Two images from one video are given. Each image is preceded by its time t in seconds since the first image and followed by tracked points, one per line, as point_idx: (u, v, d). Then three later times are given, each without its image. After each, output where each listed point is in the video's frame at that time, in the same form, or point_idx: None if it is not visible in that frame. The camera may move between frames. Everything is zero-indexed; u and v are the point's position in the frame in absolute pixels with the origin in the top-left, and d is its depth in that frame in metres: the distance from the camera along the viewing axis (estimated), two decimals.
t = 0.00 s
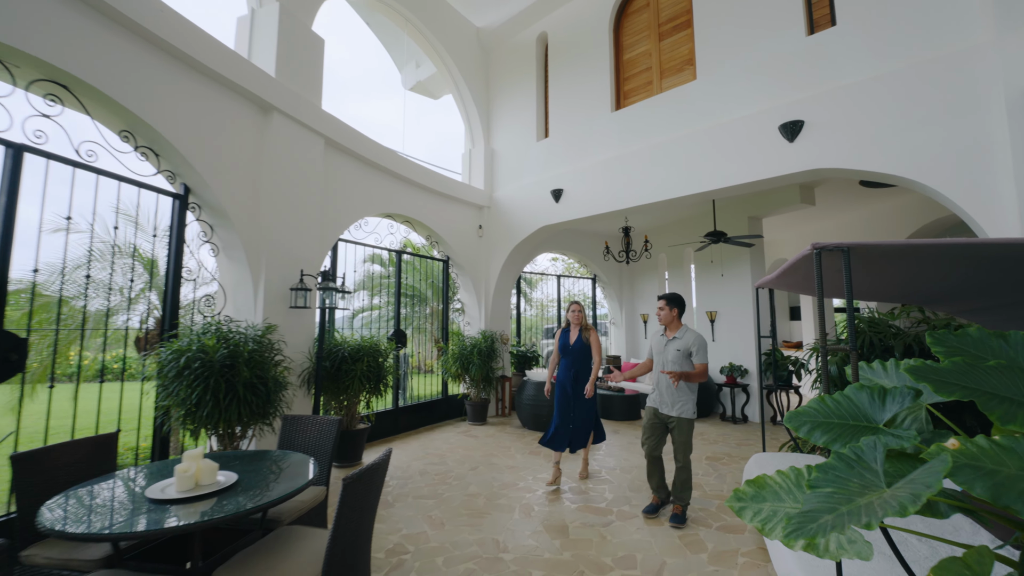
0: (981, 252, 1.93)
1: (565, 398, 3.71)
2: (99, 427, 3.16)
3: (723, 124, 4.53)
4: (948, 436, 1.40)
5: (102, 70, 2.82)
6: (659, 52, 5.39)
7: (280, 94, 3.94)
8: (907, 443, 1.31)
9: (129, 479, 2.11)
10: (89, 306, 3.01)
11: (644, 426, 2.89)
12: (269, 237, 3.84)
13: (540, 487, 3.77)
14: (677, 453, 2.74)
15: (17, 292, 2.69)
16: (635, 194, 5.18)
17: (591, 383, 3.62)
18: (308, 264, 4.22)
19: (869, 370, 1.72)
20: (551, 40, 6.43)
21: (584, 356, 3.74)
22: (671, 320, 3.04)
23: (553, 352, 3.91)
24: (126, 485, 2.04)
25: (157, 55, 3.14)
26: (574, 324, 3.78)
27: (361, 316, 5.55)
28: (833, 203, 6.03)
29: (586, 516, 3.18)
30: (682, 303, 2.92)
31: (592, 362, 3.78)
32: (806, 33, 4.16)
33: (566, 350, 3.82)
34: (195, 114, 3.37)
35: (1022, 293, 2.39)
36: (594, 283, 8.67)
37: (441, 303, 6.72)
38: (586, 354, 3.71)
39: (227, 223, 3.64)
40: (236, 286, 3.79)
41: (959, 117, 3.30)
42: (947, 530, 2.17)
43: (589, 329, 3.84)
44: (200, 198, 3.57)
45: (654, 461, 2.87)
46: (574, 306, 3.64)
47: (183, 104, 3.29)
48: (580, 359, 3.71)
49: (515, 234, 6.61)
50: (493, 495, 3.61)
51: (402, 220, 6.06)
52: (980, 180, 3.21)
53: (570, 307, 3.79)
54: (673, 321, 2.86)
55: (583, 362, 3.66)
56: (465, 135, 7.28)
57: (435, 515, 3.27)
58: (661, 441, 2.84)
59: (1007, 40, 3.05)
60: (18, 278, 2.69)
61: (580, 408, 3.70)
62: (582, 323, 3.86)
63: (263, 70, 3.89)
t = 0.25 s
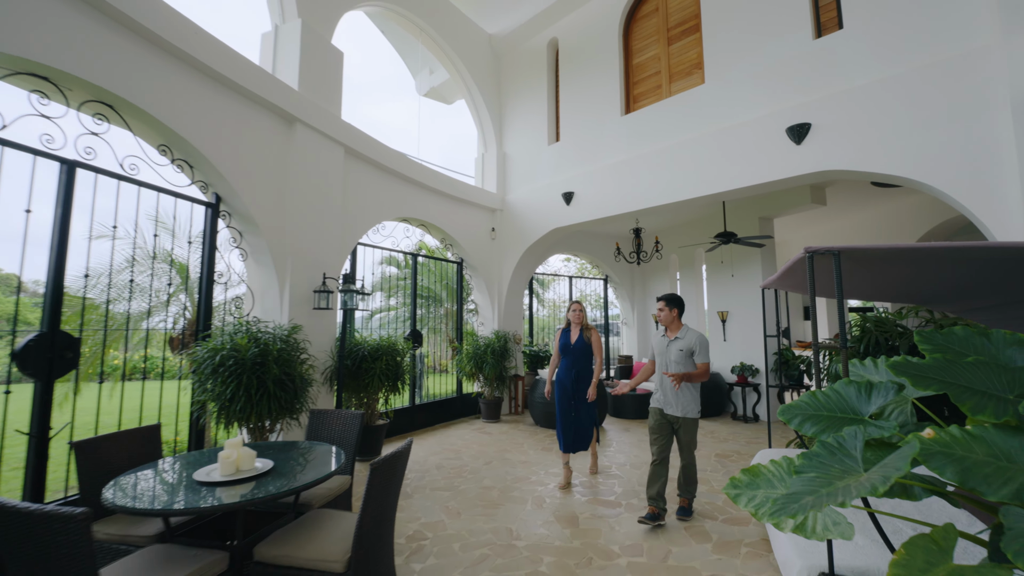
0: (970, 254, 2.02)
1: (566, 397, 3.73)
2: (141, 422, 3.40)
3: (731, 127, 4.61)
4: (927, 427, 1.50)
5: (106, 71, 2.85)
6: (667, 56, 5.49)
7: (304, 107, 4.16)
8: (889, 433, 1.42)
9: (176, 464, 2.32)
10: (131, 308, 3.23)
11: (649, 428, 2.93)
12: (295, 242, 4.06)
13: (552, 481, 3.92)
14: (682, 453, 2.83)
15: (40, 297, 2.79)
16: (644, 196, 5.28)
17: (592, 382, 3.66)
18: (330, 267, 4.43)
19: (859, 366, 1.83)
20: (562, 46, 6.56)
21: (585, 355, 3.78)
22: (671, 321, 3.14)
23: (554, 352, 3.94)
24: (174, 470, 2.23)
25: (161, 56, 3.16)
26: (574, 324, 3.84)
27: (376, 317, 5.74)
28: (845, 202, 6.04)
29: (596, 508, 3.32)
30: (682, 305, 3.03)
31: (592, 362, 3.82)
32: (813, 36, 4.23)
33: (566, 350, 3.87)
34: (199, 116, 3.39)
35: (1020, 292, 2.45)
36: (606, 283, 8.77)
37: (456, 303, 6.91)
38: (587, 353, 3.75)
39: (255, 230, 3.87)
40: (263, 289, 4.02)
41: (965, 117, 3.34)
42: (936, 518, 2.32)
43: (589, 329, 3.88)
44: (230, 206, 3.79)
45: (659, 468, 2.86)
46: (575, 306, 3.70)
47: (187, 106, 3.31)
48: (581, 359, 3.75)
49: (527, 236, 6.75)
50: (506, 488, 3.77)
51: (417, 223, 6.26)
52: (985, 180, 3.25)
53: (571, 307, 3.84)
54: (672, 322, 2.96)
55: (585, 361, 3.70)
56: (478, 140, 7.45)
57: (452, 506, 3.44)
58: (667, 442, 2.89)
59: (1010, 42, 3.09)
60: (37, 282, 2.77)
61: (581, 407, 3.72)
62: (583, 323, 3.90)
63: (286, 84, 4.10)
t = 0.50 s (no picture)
0: (965, 258, 2.09)
1: (570, 398, 3.62)
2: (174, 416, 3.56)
3: (740, 129, 4.68)
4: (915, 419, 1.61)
5: (112, 72, 2.87)
6: (677, 59, 5.56)
7: (326, 118, 4.36)
8: (879, 425, 1.53)
9: (210, 455, 2.48)
10: (168, 308, 3.42)
11: (653, 428, 2.99)
12: (318, 246, 4.26)
13: (564, 475, 4.05)
14: (684, 452, 2.90)
15: (68, 297, 2.86)
16: (655, 198, 5.37)
17: (597, 383, 3.56)
18: (351, 270, 4.63)
19: (853, 364, 1.93)
20: (573, 50, 6.67)
21: (590, 355, 3.66)
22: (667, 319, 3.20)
23: (557, 351, 3.83)
24: (212, 459, 2.40)
25: (169, 58, 3.19)
26: (579, 323, 3.72)
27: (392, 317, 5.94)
28: (858, 202, 6.04)
29: (607, 501, 3.45)
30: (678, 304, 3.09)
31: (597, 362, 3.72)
32: (821, 38, 4.27)
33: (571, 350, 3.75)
34: (206, 118, 3.41)
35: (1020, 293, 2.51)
36: (618, 283, 8.86)
37: (470, 303, 7.08)
38: (593, 353, 3.65)
39: (281, 235, 4.08)
40: (287, 290, 4.22)
41: (973, 118, 3.38)
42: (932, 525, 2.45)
43: (594, 328, 3.78)
44: (259, 213, 4.00)
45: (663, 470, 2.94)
46: (580, 304, 3.58)
47: (194, 108, 3.33)
48: (586, 358, 3.64)
49: (539, 237, 6.88)
50: (520, 481, 3.92)
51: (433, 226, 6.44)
52: (993, 181, 3.29)
53: (574, 305, 3.72)
54: (671, 321, 3.03)
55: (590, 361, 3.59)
56: (491, 143, 7.60)
57: (468, 497, 3.60)
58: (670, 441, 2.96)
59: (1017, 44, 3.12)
60: (64, 283, 2.83)
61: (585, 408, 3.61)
62: (587, 322, 3.81)
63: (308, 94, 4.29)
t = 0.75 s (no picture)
0: (963, 262, 2.17)
1: (578, 402, 3.53)
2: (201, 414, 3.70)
3: (749, 133, 4.76)
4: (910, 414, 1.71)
5: (112, 71, 2.84)
6: (688, 64, 5.65)
7: (347, 128, 4.55)
8: (873, 420, 1.64)
9: (248, 446, 2.68)
10: (199, 310, 3.58)
11: (659, 427, 3.09)
12: (341, 251, 4.46)
13: (576, 471, 4.19)
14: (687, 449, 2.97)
15: (93, 298, 2.96)
16: (666, 200, 5.46)
17: (606, 385, 3.47)
18: (371, 273, 4.83)
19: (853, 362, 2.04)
20: (585, 55, 6.78)
21: (598, 357, 3.57)
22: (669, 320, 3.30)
23: (564, 354, 3.76)
24: (250, 450, 2.59)
25: (169, 55, 3.16)
26: (587, 325, 3.65)
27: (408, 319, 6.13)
28: (871, 203, 6.05)
29: (618, 496, 3.57)
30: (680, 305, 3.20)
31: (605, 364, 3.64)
32: (830, 43, 4.33)
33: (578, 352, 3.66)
34: (208, 116, 3.40)
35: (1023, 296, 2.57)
36: (630, 284, 8.94)
37: (484, 303, 7.24)
38: (601, 355, 3.57)
39: (307, 240, 4.28)
40: (312, 293, 4.43)
41: (980, 120, 3.43)
42: (923, 525, 2.59)
43: (602, 331, 3.71)
44: (286, 219, 4.21)
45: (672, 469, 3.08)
46: (588, 305, 3.52)
47: (194, 106, 3.31)
48: (594, 361, 3.57)
49: (552, 239, 7.01)
50: (534, 476, 4.07)
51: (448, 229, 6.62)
52: (1001, 183, 3.32)
53: (583, 307, 3.68)
54: (674, 321, 3.13)
55: (598, 364, 3.51)
56: (505, 147, 7.75)
57: (484, 490, 3.76)
58: (676, 440, 3.07)
59: None
60: (89, 285, 2.94)
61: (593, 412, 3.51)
62: (595, 324, 3.74)
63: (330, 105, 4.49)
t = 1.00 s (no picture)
0: (958, 263, 2.27)
1: (584, 401, 3.58)
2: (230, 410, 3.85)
3: (758, 136, 4.84)
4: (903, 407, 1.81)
5: (114, 69, 2.84)
6: (697, 68, 5.75)
7: (366, 136, 4.75)
8: (865, 414, 1.74)
9: (279, 437, 2.88)
10: (227, 311, 3.75)
11: (664, 427, 3.16)
12: (361, 253, 4.66)
13: (588, 466, 4.32)
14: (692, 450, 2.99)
15: (114, 298, 3.05)
16: (675, 203, 5.56)
17: (612, 385, 3.51)
18: (389, 274, 5.03)
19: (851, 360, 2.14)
20: (595, 60, 6.90)
21: (605, 356, 3.60)
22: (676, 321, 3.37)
23: (572, 352, 3.80)
24: (281, 441, 2.78)
25: (175, 55, 3.17)
26: (595, 324, 3.68)
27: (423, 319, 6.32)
28: (882, 203, 6.07)
29: (629, 490, 3.70)
30: (687, 307, 3.28)
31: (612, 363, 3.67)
32: (838, 47, 4.40)
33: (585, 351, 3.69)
34: (218, 118, 3.43)
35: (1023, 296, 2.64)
36: (640, 284, 9.03)
37: (496, 303, 7.40)
38: (608, 355, 3.60)
39: (329, 244, 4.49)
40: (334, 294, 4.63)
41: (986, 123, 3.48)
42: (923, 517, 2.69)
43: (610, 329, 3.72)
44: (309, 224, 4.42)
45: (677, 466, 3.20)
46: (596, 304, 3.55)
47: (190, 104, 3.27)
48: (601, 360, 3.59)
49: (564, 241, 7.15)
50: (546, 471, 4.21)
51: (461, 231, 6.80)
52: (1008, 185, 3.38)
53: (592, 306, 3.70)
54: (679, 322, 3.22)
55: (604, 364, 3.54)
56: (516, 150, 7.91)
57: (499, 483, 3.92)
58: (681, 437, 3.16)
59: None
60: (110, 285, 3.01)
61: (600, 411, 3.56)
62: (603, 323, 3.75)
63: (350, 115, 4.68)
